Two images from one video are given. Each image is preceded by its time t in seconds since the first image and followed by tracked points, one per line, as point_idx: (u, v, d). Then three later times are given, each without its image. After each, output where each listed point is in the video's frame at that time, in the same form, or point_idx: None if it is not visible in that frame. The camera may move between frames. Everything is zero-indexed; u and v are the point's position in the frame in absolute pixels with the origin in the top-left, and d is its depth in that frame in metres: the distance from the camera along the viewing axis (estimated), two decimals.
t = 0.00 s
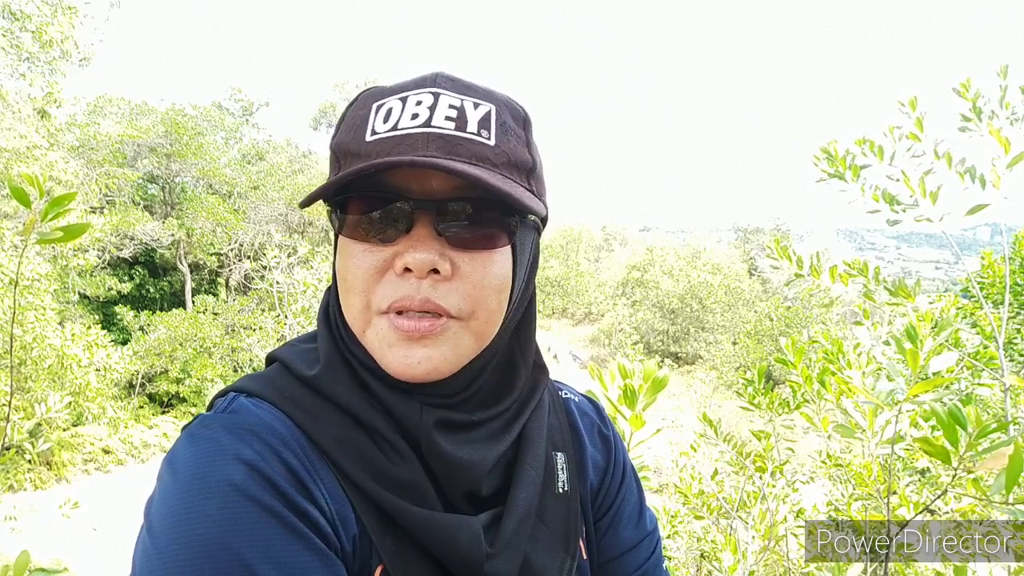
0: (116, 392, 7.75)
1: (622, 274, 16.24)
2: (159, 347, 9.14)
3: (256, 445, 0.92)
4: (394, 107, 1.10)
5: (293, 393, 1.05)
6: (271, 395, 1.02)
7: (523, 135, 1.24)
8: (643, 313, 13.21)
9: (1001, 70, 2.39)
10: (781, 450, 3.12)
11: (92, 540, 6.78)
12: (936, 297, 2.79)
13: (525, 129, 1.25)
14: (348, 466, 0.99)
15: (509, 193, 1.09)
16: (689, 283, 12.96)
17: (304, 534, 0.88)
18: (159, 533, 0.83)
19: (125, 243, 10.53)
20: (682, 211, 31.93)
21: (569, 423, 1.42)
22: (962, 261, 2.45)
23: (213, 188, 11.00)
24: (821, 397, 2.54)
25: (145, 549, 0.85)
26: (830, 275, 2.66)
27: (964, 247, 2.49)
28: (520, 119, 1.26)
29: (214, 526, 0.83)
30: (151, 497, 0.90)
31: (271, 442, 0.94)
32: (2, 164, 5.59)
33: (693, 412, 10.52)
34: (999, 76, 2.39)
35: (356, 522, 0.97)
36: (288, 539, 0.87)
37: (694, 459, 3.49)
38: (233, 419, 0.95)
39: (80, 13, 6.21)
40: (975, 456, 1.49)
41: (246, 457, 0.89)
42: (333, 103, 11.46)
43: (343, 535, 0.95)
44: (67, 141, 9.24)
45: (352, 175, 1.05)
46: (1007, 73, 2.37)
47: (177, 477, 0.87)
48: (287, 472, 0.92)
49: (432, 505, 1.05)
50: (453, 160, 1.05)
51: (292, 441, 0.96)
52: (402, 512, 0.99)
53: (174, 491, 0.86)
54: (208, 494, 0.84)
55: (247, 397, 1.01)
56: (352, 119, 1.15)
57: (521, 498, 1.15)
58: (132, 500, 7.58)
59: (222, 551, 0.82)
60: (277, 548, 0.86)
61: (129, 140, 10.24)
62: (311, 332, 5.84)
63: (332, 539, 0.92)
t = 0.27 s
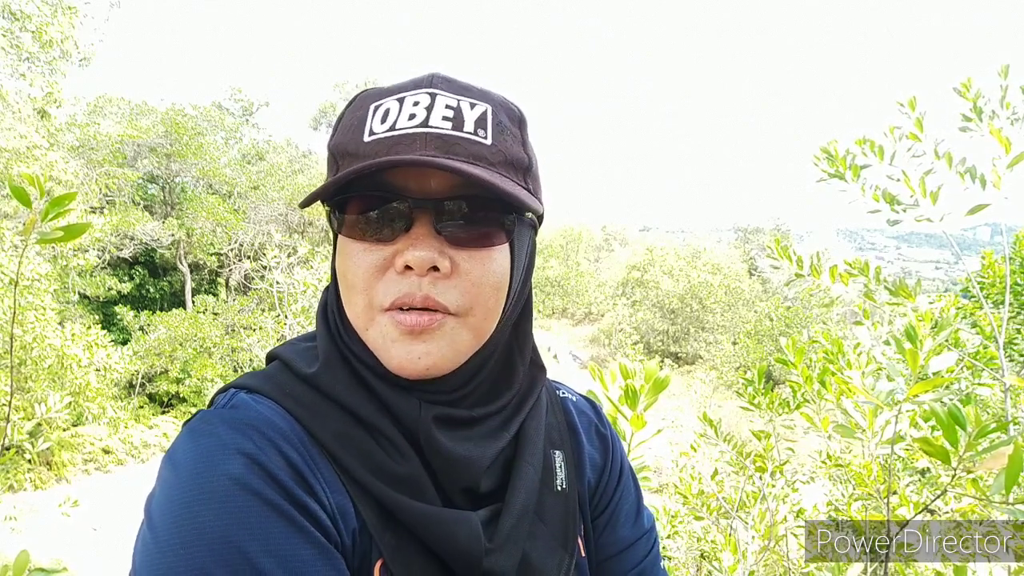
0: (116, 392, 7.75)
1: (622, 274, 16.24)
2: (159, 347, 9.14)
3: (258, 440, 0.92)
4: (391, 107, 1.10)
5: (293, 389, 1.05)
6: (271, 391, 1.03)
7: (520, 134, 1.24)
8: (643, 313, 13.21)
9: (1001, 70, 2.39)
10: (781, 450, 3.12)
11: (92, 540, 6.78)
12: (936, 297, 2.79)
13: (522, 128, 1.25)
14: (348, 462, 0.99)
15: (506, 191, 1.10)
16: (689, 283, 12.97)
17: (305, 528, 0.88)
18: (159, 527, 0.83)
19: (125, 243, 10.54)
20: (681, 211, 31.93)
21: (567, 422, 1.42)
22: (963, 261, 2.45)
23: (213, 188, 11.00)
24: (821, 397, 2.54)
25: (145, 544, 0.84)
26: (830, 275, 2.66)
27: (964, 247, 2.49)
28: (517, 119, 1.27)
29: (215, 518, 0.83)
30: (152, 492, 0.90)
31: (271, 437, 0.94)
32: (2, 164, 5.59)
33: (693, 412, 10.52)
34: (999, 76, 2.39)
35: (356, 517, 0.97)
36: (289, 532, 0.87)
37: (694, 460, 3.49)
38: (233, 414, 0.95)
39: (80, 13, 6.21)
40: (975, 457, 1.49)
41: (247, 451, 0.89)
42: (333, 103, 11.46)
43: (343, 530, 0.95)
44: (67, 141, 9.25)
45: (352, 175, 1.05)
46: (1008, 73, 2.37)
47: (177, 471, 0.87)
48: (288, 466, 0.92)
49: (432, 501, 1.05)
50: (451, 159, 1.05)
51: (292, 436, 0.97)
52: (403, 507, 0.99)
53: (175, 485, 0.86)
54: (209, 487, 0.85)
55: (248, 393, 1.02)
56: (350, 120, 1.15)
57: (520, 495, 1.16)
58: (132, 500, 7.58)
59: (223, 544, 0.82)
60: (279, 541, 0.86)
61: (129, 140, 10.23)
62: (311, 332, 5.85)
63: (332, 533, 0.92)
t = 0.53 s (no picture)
0: (116, 392, 7.75)
1: (622, 274, 16.25)
2: (159, 347, 9.14)
3: (258, 441, 0.92)
4: (391, 108, 1.10)
5: (294, 390, 1.05)
6: (272, 393, 1.03)
7: (517, 131, 1.25)
8: (643, 313, 13.21)
9: (1002, 70, 2.39)
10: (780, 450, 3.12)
11: (92, 540, 6.79)
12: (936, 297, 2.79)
13: (517, 125, 1.26)
14: (349, 463, 0.99)
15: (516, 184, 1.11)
16: (689, 283, 12.97)
17: (305, 528, 0.88)
18: (161, 527, 0.83)
19: (125, 243, 10.53)
20: (682, 211, 31.92)
21: (568, 421, 1.42)
22: (963, 261, 2.45)
23: (213, 188, 11.00)
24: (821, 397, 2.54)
25: (146, 544, 0.84)
26: (830, 275, 2.66)
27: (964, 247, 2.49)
28: (512, 115, 1.27)
29: (217, 519, 0.83)
30: (152, 494, 0.90)
31: (272, 438, 0.94)
32: (2, 164, 5.60)
33: (693, 412, 10.53)
34: (1000, 76, 2.39)
35: (356, 518, 0.97)
36: (289, 533, 0.87)
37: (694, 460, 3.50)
38: (234, 415, 0.95)
39: (79, 13, 6.22)
40: (974, 456, 1.49)
41: (249, 452, 0.90)
42: (333, 103, 11.45)
43: (344, 531, 0.95)
44: (67, 141, 9.25)
45: (362, 179, 1.04)
46: (1008, 73, 2.37)
47: (179, 471, 0.88)
48: (290, 468, 0.92)
49: (433, 501, 1.06)
50: (458, 156, 1.06)
51: (293, 437, 0.97)
52: (403, 508, 0.99)
53: (177, 484, 0.86)
54: (210, 487, 0.85)
55: (248, 394, 1.02)
56: (348, 122, 1.15)
57: (521, 496, 1.16)
58: (132, 500, 7.59)
59: (224, 545, 0.82)
60: (281, 540, 0.86)
61: (129, 140, 10.23)
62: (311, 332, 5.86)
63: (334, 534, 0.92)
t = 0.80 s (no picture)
0: (116, 392, 7.75)
1: (622, 274, 16.26)
2: (159, 347, 9.14)
3: (257, 442, 0.92)
4: (390, 108, 1.10)
5: (291, 391, 1.05)
6: (270, 393, 1.03)
7: (516, 132, 1.25)
8: (643, 313, 13.21)
9: (1002, 70, 2.39)
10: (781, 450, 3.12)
11: (92, 540, 6.79)
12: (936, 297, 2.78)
13: (516, 126, 1.25)
14: (347, 463, 0.99)
15: (512, 188, 1.11)
16: (689, 283, 12.98)
17: (303, 529, 0.88)
18: (159, 528, 0.82)
19: (125, 243, 10.54)
20: (682, 211, 31.92)
21: (567, 422, 1.42)
22: (963, 261, 2.45)
23: (214, 188, 11.01)
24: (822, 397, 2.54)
25: (144, 545, 0.84)
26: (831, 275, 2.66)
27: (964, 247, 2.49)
28: (512, 116, 1.27)
29: (216, 519, 0.83)
30: (151, 495, 0.90)
31: (270, 439, 0.94)
32: (2, 164, 5.60)
33: (693, 412, 10.53)
34: (1000, 76, 2.39)
35: (355, 518, 0.97)
36: (287, 533, 0.87)
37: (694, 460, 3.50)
38: (232, 416, 0.95)
39: (80, 13, 6.22)
40: (974, 457, 1.49)
41: (247, 453, 0.89)
42: (333, 103, 11.46)
43: (342, 531, 0.95)
44: (67, 141, 9.26)
45: (357, 178, 1.04)
46: (1009, 73, 2.37)
47: (177, 471, 0.87)
48: (288, 469, 0.92)
49: (431, 501, 1.06)
50: (455, 158, 1.06)
51: (291, 437, 0.97)
52: (401, 508, 0.99)
53: (176, 485, 0.86)
54: (208, 488, 0.84)
55: (246, 394, 1.02)
56: (347, 121, 1.15)
57: (519, 496, 1.16)
58: (132, 499, 7.59)
59: (223, 545, 0.82)
60: (279, 540, 0.86)
61: (129, 140, 10.24)
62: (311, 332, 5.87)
63: (333, 534, 0.92)
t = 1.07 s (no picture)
0: (116, 392, 7.74)
1: (622, 274, 16.25)
2: (159, 347, 9.13)
3: (258, 446, 0.92)
4: (387, 108, 1.10)
5: (290, 392, 1.05)
6: (269, 394, 1.03)
7: (514, 131, 1.25)
8: (643, 313, 13.20)
9: (1002, 70, 2.39)
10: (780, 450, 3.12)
11: (92, 540, 6.79)
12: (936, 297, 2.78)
13: (514, 125, 1.25)
14: (345, 465, 0.99)
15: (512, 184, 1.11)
16: (689, 283, 12.97)
17: (299, 532, 0.88)
18: (163, 532, 0.82)
19: (125, 243, 10.54)
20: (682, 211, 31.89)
21: (567, 422, 1.41)
22: (963, 261, 2.45)
23: (213, 188, 11.00)
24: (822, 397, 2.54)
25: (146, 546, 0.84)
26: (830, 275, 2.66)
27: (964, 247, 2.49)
28: (509, 115, 1.27)
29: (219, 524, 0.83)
30: (150, 495, 0.90)
31: (272, 443, 0.94)
32: (2, 163, 5.60)
33: (693, 412, 10.53)
34: (999, 76, 2.39)
35: (353, 521, 0.97)
36: (282, 537, 0.87)
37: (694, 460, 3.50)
38: (231, 417, 0.95)
39: (79, 13, 6.22)
40: (974, 457, 1.49)
41: (246, 456, 0.89)
42: (332, 103, 11.45)
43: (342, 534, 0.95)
44: (67, 141, 9.26)
45: (360, 177, 1.04)
46: (1008, 73, 2.38)
47: (176, 474, 0.87)
48: (286, 471, 0.93)
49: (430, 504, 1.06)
50: (454, 155, 1.06)
51: (290, 440, 0.97)
52: (400, 511, 0.99)
53: (176, 486, 0.86)
54: (214, 492, 0.85)
55: (246, 396, 1.02)
56: (344, 122, 1.15)
57: (519, 497, 1.15)
58: (132, 499, 7.59)
59: (223, 550, 0.82)
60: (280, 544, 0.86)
61: (129, 140, 10.24)
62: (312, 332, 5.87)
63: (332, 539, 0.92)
